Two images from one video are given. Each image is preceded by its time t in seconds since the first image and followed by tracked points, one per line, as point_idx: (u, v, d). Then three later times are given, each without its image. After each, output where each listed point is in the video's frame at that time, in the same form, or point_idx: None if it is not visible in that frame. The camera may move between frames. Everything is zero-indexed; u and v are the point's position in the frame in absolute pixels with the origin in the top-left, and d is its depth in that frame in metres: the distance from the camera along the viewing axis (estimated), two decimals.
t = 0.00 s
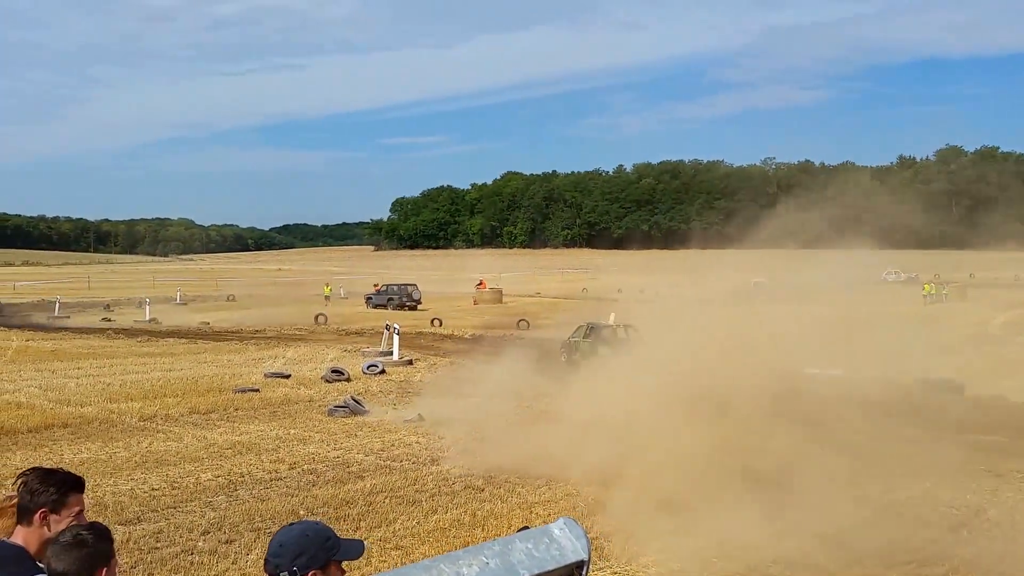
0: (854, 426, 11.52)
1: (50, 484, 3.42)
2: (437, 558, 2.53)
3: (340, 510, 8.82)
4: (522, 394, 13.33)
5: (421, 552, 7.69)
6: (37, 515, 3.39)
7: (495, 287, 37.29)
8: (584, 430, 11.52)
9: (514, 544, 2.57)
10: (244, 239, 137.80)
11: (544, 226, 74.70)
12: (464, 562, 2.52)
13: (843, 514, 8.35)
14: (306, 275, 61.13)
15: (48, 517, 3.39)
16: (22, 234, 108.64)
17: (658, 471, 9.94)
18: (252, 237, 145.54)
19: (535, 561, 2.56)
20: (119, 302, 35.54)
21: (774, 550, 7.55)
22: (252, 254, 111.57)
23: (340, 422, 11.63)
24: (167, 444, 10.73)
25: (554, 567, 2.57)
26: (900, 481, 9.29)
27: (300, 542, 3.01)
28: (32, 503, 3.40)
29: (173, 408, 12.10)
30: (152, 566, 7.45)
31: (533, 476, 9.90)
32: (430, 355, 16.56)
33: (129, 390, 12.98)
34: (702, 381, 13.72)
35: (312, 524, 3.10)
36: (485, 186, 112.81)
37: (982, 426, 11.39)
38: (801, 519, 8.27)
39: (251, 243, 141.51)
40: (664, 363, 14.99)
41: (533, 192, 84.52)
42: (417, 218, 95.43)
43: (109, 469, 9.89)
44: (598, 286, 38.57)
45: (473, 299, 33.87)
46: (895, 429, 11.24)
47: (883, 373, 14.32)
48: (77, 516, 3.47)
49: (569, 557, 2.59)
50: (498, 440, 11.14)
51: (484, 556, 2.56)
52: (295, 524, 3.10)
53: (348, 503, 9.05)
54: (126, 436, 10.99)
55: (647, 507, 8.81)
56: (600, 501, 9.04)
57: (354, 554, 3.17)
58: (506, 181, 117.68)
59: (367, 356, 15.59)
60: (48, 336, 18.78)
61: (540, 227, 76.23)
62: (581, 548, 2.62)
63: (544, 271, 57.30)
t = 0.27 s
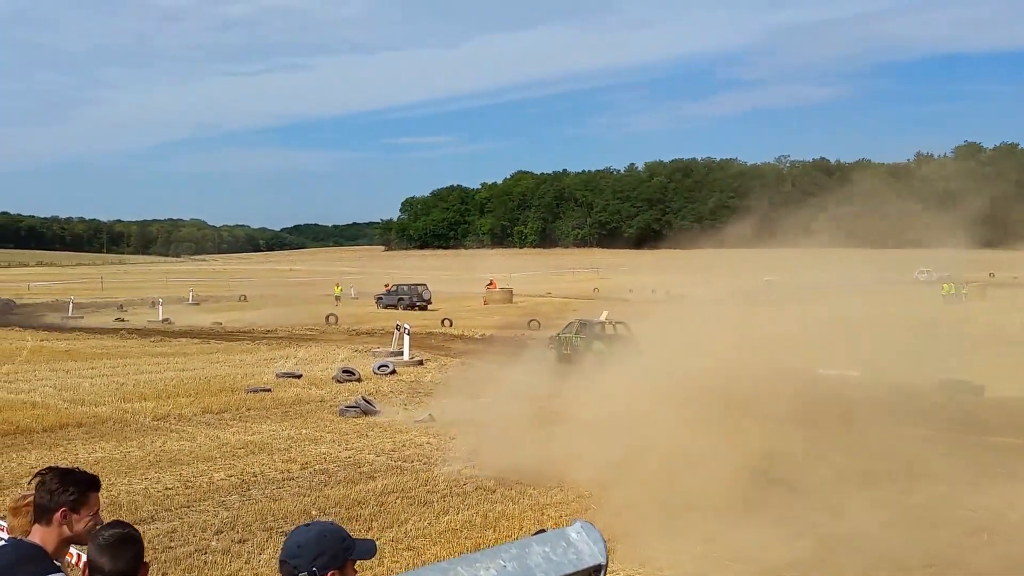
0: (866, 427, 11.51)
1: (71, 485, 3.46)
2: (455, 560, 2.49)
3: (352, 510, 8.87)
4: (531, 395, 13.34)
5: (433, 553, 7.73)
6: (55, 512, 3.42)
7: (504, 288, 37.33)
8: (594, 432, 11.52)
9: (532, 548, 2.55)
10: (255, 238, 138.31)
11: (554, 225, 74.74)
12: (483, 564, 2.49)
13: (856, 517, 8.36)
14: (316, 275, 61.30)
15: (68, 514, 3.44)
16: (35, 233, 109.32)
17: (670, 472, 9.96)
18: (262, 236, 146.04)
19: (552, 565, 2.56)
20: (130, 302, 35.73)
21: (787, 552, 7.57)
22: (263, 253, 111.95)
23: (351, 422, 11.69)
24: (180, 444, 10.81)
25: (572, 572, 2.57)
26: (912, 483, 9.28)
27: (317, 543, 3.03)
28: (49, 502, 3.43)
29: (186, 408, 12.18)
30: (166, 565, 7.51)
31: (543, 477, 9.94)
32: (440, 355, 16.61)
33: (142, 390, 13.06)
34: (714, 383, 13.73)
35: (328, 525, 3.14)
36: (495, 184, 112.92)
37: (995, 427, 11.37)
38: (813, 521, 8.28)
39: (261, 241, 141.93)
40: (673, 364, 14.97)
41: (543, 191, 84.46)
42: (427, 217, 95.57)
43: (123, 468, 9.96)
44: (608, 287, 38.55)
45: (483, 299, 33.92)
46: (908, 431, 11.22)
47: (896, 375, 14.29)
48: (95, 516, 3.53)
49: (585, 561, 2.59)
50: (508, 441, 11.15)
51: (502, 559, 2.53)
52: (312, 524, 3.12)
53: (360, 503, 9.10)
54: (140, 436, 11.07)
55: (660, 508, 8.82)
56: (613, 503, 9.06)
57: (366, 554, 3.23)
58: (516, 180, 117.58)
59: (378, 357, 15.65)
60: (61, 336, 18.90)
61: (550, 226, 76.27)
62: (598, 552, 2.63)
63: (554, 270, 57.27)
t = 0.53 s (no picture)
0: (882, 429, 11.45)
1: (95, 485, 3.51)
2: (478, 561, 2.52)
3: (366, 511, 8.91)
4: (544, 395, 13.35)
5: (447, 554, 7.76)
6: (80, 511, 3.45)
7: (516, 288, 37.35)
8: (607, 433, 11.53)
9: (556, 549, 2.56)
10: (268, 237, 138.81)
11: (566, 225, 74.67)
12: (506, 566, 2.52)
13: (873, 521, 8.34)
14: (329, 275, 61.46)
15: (93, 514, 3.48)
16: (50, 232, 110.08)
17: (684, 474, 9.97)
18: (275, 236, 146.62)
19: (575, 567, 2.57)
20: (145, 302, 35.95)
21: (803, 556, 7.56)
22: (276, 253, 112.40)
23: (365, 422, 11.73)
24: (195, 444, 10.88)
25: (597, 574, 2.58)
26: (929, 486, 9.24)
27: (336, 547, 3.19)
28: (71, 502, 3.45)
29: (201, 408, 12.26)
30: (182, 565, 7.57)
31: (557, 479, 9.95)
32: (452, 355, 16.65)
33: (158, 390, 13.15)
34: (728, 385, 13.71)
35: (350, 527, 3.32)
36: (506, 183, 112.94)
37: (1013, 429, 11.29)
38: (829, 526, 8.26)
39: (274, 240, 142.52)
40: (687, 365, 14.95)
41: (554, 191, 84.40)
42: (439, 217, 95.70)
43: (139, 467, 10.05)
44: (619, 288, 38.50)
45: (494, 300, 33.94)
46: (925, 434, 11.16)
47: (912, 377, 14.23)
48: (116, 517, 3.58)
49: (610, 564, 2.59)
50: (522, 442, 11.17)
51: (525, 561, 2.55)
52: (337, 526, 3.29)
53: (374, 504, 9.14)
54: (155, 435, 11.15)
55: (674, 512, 8.82)
56: (628, 506, 9.07)
57: (379, 551, 3.44)
58: (528, 179, 117.51)
59: (390, 358, 15.69)
60: (76, 337, 19.02)
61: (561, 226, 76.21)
62: (622, 555, 2.62)
63: (565, 271, 57.27)
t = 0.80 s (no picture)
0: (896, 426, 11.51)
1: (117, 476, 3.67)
2: (505, 554, 2.69)
3: (382, 505, 9.09)
4: (556, 391, 13.48)
5: (461, 548, 7.92)
6: (112, 503, 3.62)
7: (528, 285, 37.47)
8: (620, 429, 11.64)
9: (581, 544, 2.76)
10: (285, 232, 139.63)
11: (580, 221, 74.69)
12: (533, 559, 2.69)
13: (885, 519, 8.40)
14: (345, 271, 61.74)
15: (125, 505, 3.66)
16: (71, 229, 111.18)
17: (698, 471, 10.07)
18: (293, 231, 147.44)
19: (601, 560, 2.76)
20: (162, 299, 36.30)
21: (815, 554, 7.67)
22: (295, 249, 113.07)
23: (380, 417, 11.91)
24: (214, 438, 11.10)
25: (621, 567, 2.78)
26: (941, 484, 9.32)
27: (360, 539, 3.30)
28: (98, 494, 3.62)
29: (219, 402, 12.48)
30: (204, 556, 7.78)
31: (571, 474, 10.09)
32: (466, 351, 16.79)
33: (176, 385, 13.38)
34: (742, 382, 13.78)
35: (374, 518, 3.43)
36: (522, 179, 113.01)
37: None
38: (842, 523, 8.36)
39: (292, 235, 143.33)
40: (700, 361, 15.02)
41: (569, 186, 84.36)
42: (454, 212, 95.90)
43: (160, 461, 10.28)
44: (633, 284, 38.52)
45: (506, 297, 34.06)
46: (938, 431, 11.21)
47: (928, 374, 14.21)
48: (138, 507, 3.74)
49: (636, 558, 2.80)
50: (535, 438, 11.31)
51: (552, 554, 2.73)
52: (362, 518, 3.40)
53: (389, 498, 9.32)
54: (175, 429, 11.37)
55: (687, 508, 8.94)
56: (641, 502, 9.19)
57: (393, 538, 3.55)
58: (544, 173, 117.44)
59: (404, 354, 15.86)
60: (94, 333, 19.29)
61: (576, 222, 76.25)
62: (647, 549, 2.84)
63: (580, 266, 57.32)
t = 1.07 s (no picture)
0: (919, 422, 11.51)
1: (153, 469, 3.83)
2: (540, 548, 2.83)
3: (406, 498, 9.25)
4: (578, 387, 13.58)
5: (485, 542, 8.06)
6: (153, 498, 3.80)
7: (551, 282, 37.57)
8: (641, 425, 11.73)
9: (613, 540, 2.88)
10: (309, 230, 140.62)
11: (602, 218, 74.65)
12: (565, 554, 2.82)
13: (908, 517, 8.42)
14: (368, 267, 62.18)
15: (166, 501, 3.84)
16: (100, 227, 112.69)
17: (719, 467, 10.15)
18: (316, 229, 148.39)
19: (631, 557, 2.88)
20: (190, 295, 36.79)
21: (837, 551, 7.74)
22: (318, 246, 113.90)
23: (404, 412, 12.08)
24: (242, 432, 11.32)
25: (651, 563, 2.90)
26: (964, 480, 9.33)
27: (388, 531, 3.37)
28: (135, 488, 3.80)
29: (247, 397, 12.70)
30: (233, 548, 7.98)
31: (593, 470, 10.20)
32: (488, 347, 16.94)
33: (204, 380, 13.63)
34: (764, 378, 13.81)
35: (403, 512, 3.49)
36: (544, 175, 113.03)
37: None
38: (864, 521, 8.42)
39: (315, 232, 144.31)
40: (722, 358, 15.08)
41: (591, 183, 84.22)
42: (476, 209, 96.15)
43: (189, 454, 10.51)
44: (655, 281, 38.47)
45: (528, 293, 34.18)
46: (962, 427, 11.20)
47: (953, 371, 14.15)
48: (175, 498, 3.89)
49: (665, 555, 2.92)
50: (558, 434, 11.43)
51: (584, 549, 2.86)
52: (389, 512, 3.46)
53: (413, 492, 9.48)
54: (204, 424, 11.61)
55: (708, 505, 9.03)
56: (663, 498, 9.29)
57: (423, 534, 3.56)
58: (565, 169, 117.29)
59: (427, 349, 16.03)
60: (124, 329, 19.65)
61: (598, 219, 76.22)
62: (678, 546, 2.94)
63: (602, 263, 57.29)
